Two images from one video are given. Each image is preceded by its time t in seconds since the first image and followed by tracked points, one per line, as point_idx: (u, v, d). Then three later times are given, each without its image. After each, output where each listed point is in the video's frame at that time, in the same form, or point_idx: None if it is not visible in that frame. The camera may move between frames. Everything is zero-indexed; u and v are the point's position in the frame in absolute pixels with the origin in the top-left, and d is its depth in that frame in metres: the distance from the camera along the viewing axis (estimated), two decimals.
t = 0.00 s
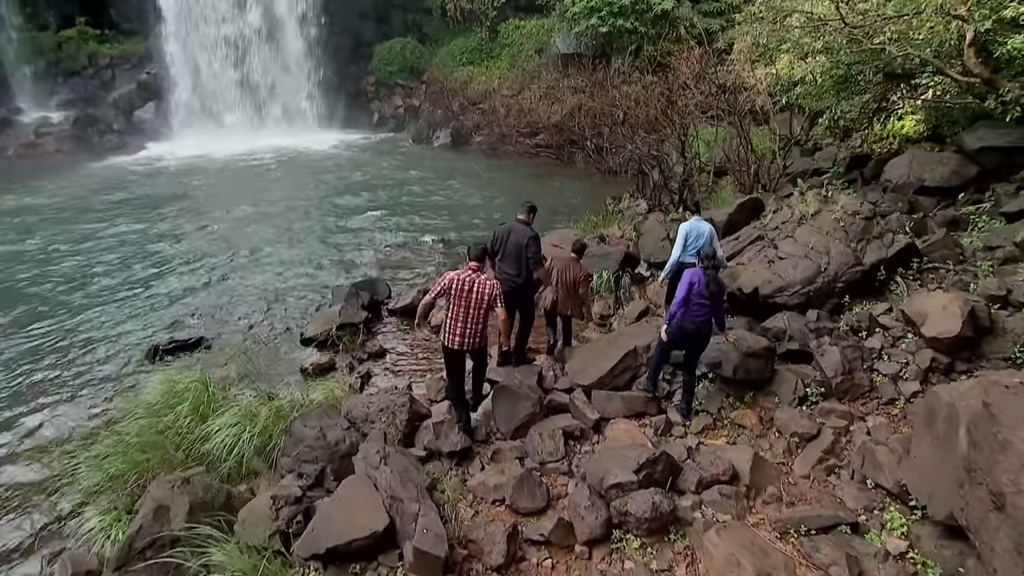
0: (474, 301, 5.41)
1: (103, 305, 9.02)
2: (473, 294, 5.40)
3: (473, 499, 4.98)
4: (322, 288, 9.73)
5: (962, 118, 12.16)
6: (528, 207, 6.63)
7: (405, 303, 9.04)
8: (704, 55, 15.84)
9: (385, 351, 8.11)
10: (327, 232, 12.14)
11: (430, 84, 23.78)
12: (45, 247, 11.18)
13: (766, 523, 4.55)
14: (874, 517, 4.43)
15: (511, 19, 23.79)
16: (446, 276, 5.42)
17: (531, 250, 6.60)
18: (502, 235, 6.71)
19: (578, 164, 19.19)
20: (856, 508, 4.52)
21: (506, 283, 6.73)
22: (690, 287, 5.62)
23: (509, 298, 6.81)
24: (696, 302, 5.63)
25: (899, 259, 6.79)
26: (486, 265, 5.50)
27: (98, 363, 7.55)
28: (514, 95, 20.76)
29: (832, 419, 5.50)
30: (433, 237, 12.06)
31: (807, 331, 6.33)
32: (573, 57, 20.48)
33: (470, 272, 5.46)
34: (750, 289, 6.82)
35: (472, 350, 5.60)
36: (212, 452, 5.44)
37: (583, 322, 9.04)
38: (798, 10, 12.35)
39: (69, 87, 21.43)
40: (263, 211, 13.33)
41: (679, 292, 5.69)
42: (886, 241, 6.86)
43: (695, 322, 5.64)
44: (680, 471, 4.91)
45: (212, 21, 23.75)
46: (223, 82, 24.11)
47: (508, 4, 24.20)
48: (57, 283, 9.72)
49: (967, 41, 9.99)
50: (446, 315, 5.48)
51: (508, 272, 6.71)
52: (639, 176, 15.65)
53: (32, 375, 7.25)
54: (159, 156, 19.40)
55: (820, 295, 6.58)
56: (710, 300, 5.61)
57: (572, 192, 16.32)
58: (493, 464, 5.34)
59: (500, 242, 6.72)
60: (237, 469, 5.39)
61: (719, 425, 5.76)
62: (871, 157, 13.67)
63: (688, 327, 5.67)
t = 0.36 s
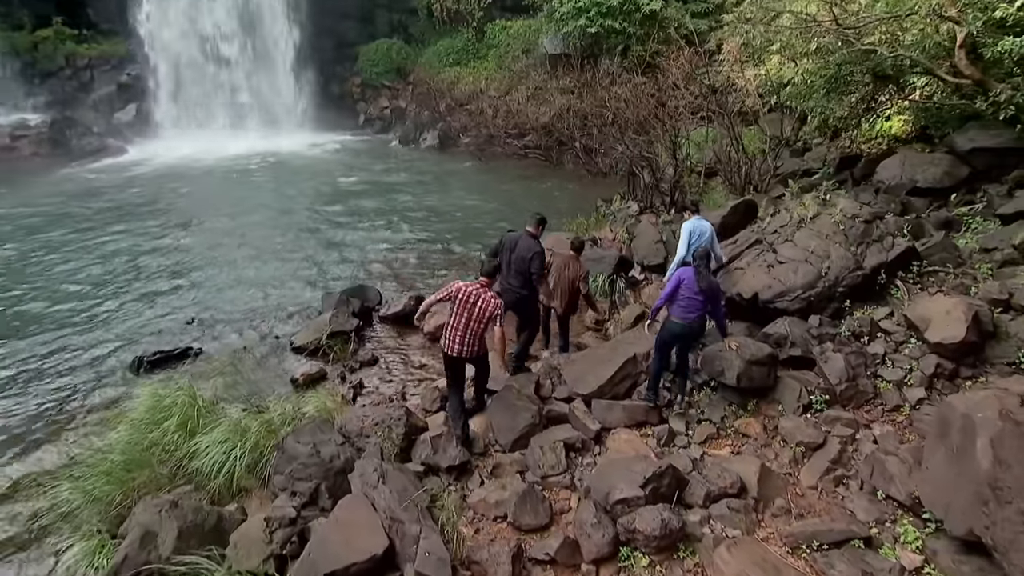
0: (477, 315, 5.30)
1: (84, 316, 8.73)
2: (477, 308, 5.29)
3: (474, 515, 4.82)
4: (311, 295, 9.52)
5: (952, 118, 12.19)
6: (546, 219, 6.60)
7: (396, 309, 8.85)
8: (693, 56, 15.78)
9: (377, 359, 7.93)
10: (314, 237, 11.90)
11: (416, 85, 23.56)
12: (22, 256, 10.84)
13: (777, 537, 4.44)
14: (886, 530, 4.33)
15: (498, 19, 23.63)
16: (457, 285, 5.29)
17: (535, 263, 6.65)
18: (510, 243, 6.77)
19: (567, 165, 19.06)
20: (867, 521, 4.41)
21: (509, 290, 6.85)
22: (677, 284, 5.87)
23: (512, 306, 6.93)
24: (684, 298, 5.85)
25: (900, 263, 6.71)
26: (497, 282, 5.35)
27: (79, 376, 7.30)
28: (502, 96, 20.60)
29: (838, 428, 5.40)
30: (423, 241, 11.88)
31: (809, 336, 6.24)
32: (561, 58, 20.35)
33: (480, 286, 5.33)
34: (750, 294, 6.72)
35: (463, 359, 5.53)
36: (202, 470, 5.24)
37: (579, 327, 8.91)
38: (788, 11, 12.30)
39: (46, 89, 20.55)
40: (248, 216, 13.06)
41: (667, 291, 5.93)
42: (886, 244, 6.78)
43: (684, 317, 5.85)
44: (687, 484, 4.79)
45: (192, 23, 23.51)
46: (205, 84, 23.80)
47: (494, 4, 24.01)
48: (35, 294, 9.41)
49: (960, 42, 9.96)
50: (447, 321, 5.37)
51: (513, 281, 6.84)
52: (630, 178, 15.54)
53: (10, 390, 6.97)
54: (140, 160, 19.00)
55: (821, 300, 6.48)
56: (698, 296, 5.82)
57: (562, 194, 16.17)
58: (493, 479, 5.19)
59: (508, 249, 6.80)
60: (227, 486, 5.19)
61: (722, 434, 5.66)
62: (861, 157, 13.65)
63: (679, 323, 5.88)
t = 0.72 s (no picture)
0: (475, 301, 5.79)
1: (65, 327, 8.47)
2: (476, 295, 5.78)
3: (475, 533, 4.67)
4: (300, 302, 9.31)
5: (940, 118, 12.22)
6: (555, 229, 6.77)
7: (387, 316, 8.68)
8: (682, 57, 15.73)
9: (369, 368, 7.76)
10: (302, 242, 11.68)
11: (402, 86, 23.34)
12: None
13: (788, 552, 4.33)
14: (899, 543, 4.23)
15: (484, 19, 23.49)
16: (461, 271, 5.89)
17: (543, 274, 6.55)
18: (518, 257, 6.70)
19: (556, 167, 18.91)
20: (880, 534, 4.31)
21: (521, 305, 6.74)
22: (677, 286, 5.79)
23: (524, 320, 6.81)
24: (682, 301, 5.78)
25: (900, 267, 6.64)
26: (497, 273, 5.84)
27: (60, 390, 7.07)
28: (489, 97, 20.45)
29: (844, 436, 5.31)
30: (413, 245, 11.70)
31: (811, 342, 6.15)
32: (548, 58, 20.25)
33: (480, 274, 5.85)
34: (750, 299, 6.63)
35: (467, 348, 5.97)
36: (190, 489, 5.05)
37: (574, 333, 8.79)
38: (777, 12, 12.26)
39: (20, 89, 19.75)
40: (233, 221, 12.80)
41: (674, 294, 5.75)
42: (885, 248, 6.70)
43: (680, 320, 5.78)
44: (693, 498, 4.68)
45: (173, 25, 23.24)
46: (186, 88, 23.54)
47: (480, 4, 23.86)
48: (14, 305, 9.13)
49: (950, 43, 9.94)
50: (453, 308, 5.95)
51: (524, 295, 6.74)
52: (620, 179, 15.43)
53: None
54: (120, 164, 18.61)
55: (822, 305, 6.39)
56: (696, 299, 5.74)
57: (552, 196, 16.03)
58: (495, 494, 5.04)
59: (517, 263, 6.72)
60: (216, 506, 5.01)
61: (726, 444, 5.55)
62: (851, 157, 13.64)
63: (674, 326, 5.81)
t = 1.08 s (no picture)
0: (472, 304, 5.75)
1: (44, 340, 8.20)
2: (473, 298, 5.76)
3: (477, 554, 4.52)
4: (288, 310, 9.10)
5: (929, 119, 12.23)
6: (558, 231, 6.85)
7: (379, 323, 8.49)
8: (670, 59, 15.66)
9: (361, 378, 7.58)
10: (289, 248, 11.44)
11: (388, 86, 23.12)
12: None
13: (800, 569, 4.22)
14: (915, 558, 4.13)
15: (470, 20, 23.31)
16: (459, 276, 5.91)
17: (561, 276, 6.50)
18: (528, 259, 6.58)
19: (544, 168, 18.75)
20: (894, 548, 4.21)
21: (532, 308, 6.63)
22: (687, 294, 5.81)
23: (529, 320, 6.65)
24: (691, 309, 5.80)
25: (901, 271, 6.57)
26: (494, 274, 5.82)
27: (39, 407, 6.82)
28: (476, 98, 20.29)
29: (851, 446, 5.22)
30: (403, 250, 11.50)
31: (814, 349, 6.05)
32: (535, 59, 20.12)
33: (475, 277, 5.83)
34: (750, 305, 6.53)
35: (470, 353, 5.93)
36: (178, 511, 4.83)
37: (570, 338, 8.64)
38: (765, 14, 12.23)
39: None
40: (218, 227, 12.54)
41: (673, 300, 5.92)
42: (886, 252, 6.62)
43: (688, 327, 5.81)
44: (702, 513, 4.56)
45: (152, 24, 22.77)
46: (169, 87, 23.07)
47: (466, 4, 23.68)
48: None
49: (941, 44, 9.94)
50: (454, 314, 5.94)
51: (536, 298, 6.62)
52: (610, 181, 15.33)
53: None
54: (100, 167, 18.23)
55: (824, 310, 6.30)
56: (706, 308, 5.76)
57: (542, 198, 15.88)
58: (496, 512, 4.89)
59: (527, 266, 6.61)
60: (206, 528, 4.80)
61: (730, 455, 5.44)
62: (840, 158, 13.63)
63: (683, 333, 5.84)
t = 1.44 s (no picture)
0: (478, 298, 5.73)
1: (20, 353, 7.91)
2: (478, 291, 5.73)
3: None
4: (275, 319, 8.87)
5: (917, 121, 12.25)
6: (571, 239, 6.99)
7: (368, 332, 8.29)
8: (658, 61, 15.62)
9: (352, 390, 7.37)
10: (274, 255, 11.20)
11: (373, 88, 22.91)
12: None
13: None
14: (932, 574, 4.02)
15: (455, 21, 23.13)
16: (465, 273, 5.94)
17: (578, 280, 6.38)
18: (546, 258, 6.44)
19: (532, 169, 18.57)
20: (910, 564, 4.11)
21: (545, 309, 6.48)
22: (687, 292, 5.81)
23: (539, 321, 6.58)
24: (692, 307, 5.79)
25: (901, 275, 6.50)
26: (498, 268, 5.84)
27: (15, 426, 6.53)
28: (463, 100, 20.13)
29: (859, 456, 5.11)
30: (392, 256, 11.29)
31: (817, 355, 5.93)
32: (521, 60, 19.99)
33: (480, 272, 5.80)
34: (751, 311, 6.42)
35: (478, 348, 5.89)
36: (164, 537, 4.61)
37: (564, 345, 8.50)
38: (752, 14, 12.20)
39: None
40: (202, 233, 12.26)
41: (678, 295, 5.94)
42: (886, 257, 6.55)
43: (691, 326, 5.79)
44: (711, 531, 4.43)
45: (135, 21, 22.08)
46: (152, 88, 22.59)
47: (451, 5, 23.48)
48: None
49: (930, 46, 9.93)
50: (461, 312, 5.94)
51: (549, 299, 6.47)
52: (599, 183, 15.22)
53: None
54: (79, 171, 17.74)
55: (825, 316, 6.20)
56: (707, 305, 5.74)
57: (531, 200, 15.74)
58: (498, 532, 4.73)
59: (543, 266, 6.47)
60: (194, 553, 4.59)
61: (736, 467, 5.31)
62: (828, 159, 13.63)
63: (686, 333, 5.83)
